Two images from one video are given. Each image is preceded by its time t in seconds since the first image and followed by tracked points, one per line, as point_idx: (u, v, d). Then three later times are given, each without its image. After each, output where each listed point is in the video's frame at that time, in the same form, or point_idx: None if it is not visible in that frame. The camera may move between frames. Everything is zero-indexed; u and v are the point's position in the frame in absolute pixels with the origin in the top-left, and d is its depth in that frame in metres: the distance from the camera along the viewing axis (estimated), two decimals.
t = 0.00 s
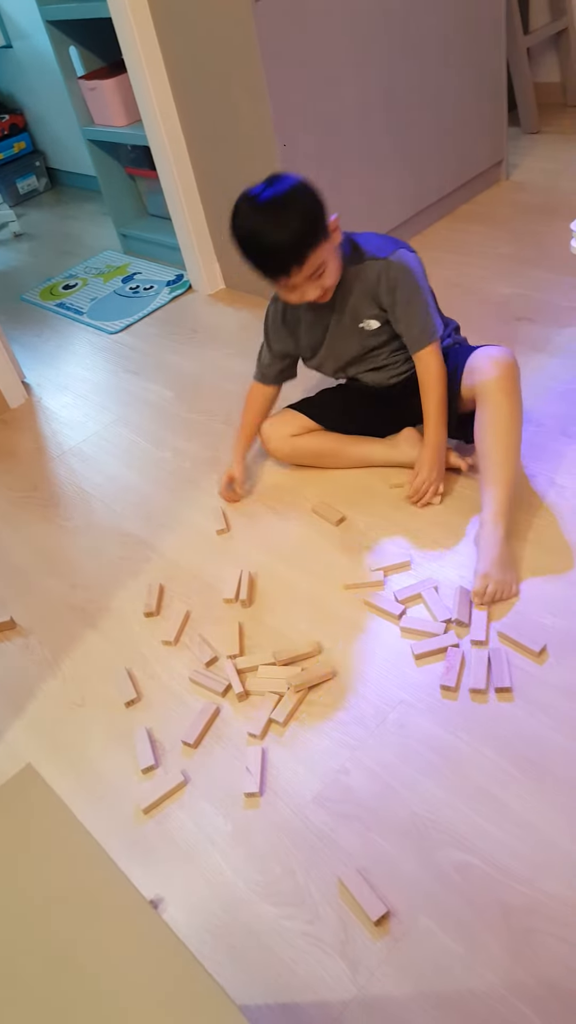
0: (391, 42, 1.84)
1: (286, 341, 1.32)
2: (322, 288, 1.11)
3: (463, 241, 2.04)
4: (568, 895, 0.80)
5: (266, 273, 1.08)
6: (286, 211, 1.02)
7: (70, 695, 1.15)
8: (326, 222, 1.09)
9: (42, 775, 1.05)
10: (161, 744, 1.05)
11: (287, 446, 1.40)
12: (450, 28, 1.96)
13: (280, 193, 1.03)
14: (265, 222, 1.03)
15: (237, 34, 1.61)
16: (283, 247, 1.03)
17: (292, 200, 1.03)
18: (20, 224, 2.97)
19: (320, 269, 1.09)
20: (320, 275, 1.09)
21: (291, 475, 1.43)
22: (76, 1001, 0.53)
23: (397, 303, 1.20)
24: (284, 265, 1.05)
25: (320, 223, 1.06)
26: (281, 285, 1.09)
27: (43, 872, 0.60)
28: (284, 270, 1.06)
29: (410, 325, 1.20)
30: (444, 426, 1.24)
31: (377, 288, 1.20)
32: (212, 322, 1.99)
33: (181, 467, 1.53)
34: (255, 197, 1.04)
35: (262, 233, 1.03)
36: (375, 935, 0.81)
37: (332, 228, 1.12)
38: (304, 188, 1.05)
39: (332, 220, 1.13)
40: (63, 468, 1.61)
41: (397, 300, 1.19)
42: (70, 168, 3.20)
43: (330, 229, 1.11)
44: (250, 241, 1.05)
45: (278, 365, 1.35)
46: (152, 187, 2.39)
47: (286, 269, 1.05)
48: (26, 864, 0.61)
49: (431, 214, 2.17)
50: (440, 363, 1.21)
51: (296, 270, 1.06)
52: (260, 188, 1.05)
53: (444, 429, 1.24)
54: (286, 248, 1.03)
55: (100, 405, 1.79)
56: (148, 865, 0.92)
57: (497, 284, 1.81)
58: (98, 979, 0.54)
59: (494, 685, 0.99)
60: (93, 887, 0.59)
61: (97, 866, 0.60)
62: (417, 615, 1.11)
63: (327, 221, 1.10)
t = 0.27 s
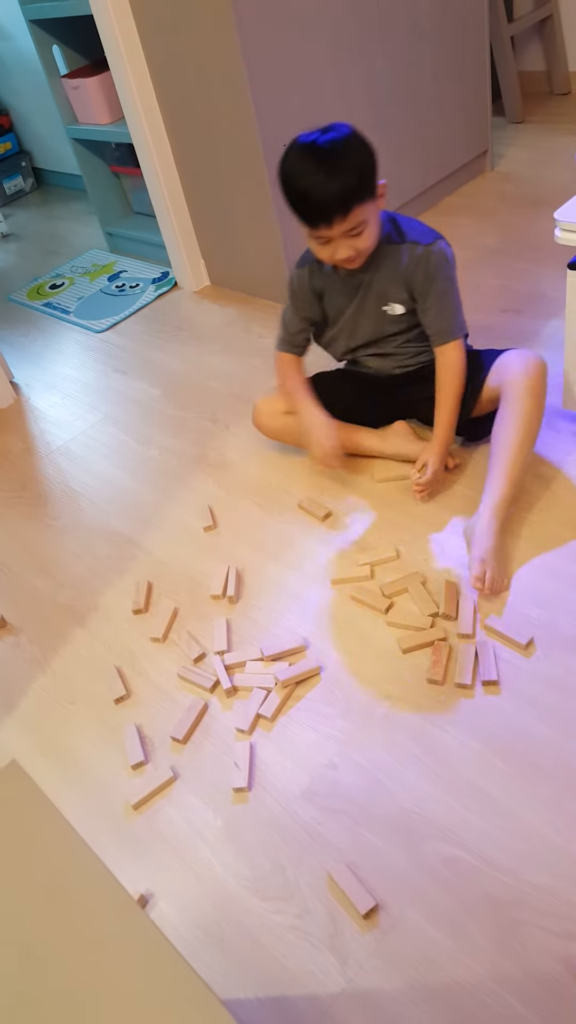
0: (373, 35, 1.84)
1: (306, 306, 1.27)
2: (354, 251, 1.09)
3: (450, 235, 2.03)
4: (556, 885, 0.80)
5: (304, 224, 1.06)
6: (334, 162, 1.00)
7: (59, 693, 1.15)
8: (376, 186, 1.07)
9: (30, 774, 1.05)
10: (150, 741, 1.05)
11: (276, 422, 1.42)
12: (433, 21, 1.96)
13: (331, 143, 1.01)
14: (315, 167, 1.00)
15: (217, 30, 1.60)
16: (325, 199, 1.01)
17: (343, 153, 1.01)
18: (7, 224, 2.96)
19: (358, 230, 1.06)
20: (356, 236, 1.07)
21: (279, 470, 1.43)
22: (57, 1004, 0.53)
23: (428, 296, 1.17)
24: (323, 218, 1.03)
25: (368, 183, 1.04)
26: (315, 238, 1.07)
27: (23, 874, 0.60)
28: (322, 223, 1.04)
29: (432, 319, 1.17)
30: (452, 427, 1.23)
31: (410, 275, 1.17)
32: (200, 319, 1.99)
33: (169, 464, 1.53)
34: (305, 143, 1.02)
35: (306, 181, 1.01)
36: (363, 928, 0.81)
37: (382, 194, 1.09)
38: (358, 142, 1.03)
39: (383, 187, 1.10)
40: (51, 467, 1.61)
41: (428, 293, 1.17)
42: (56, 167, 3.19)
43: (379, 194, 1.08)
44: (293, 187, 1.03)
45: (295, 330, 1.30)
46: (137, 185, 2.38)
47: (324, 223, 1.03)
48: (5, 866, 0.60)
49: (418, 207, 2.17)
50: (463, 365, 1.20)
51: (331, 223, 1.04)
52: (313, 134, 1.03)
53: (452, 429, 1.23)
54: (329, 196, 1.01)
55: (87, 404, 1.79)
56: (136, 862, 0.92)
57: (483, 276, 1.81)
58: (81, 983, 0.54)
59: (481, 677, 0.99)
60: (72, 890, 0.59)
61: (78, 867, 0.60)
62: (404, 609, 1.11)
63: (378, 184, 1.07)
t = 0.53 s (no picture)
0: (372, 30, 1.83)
1: (339, 298, 1.27)
2: (400, 241, 1.08)
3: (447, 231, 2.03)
4: (548, 881, 0.80)
5: (357, 207, 1.06)
6: (395, 149, 1.00)
7: (54, 689, 1.15)
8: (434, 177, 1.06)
9: (25, 768, 1.05)
10: (145, 737, 1.05)
11: (285, 425, 1.39)
12: (431, 17, 1.95)
13: (394, 128, 1.01)
14: (374, 152, 1.00)
15: (215, 24, 1.60)
16: (383, 186, 1.01)
17: (405, 140, 1.01)
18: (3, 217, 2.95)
19: (409, 219, 1.05)
20: (406, 225, 1.06)
21: (276, 466, 1.43)
22: (53, 1002, 0.53)
23: (464, 299, 1.20)
24: (377, 205, 1.03)
25: (428, 173, 1.03)
26: (364, 222, 1.07)
27: (17, 871, 0.60)
28: (375, 209, 1.04)
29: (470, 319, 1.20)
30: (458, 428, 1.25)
31: (450, 278, 1.20)
32: (196, 315, 1.99)
33: (165, 460, 1.53)
34: (367, 125, 1.02)
35: (364, 165, 1.01)
36: (357, 922, 0.81)
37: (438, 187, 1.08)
38: (422, 130, 1.02)
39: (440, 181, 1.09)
40: (47, 462, 1.61)
41: (464, 296, 1.20)
42: (52, 161, 3.18)
43: (436, 186, 1.07)
44: (350, 169, 1.02)
45: (326, 322, 1.29)
46: (135, 179, 2.38)
47: (377, 209, 1.03)
48: (0, 863, 0.61)
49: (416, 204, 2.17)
50: (481, 367, 1.24)
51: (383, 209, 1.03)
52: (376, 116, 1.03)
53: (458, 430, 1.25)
54: (387, 183, 1.01)
55: (83, 399, 1.78)
56: (131, 857, 0.93)
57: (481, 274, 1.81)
58: (77, 981, 0.54)
59: (475, 673, 1.00)
60: (67, 888, 0.59)
61: (72, 865, 0.60)
62: (399, 606, 1.12)
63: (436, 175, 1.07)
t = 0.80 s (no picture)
0: (363, 26, 1.83)
1: (334, 294, 1.25)
2: (408, 245, 1.06)
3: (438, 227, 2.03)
4: (538, 872, 0.81)
5: (374, 206, 1.03)
6: (421, 149, 0.99)
7: (45, 686, 1.15)
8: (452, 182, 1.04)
9: (16, 765, 1.05)
10: (136, 733, 1.05)
11: (274, 428, 1.38)
12: (421, 13, 1.95)
13: (420, 128, 0.99)
14: (395, 153, 0.99)
15: (205, 19, 1.59)
16: (404, 188, 0.99)
17: (431, 141, 0.99)
18: None
19: (421, 224, 1.04)
20: (416, 230, 1.05)
21: (267, 462, 1.43)
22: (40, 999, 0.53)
23: (457, 304, 1.20)
24: (398, 205, 1.01)
25: (447, 177, 1.02)
26: (377, 221, 1.05)
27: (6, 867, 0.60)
28: (394, 209, 1.02)
29: (465, 324, 1.20)
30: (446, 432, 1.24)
31: (446, 281, 1.19)
32: (187, 311, 1.98)
33: (156, 456, 1.52)
34: (392, 124, 1.00)
35: (388, 163, 0.99)
36: (348, 915, 0.82)
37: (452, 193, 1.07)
38: (446, 133, 1.02)
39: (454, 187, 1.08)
40: (37, 459, 1.60)
41: (458, 301, 1.20)
42: (42, 157, 3.16)
43: (450, 192, 1.06)
44: (373, 166, 1.00)
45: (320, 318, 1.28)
46: (125, 175, 2.37)
47: (397, 209, 1.02)
48: None
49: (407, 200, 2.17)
50: (469, 371, 1.23)
51: (399, 211, 1.02)
52: (400, 115, 1.01)
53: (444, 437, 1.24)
54: (407, 184, 0.99)
55: (73, 396, 1.78)
56: (123, 852, 0.93)
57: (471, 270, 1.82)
58: (70, 978, 0.54)
59: (465, 667, 1.00)
60: (63, 888, 0.59)
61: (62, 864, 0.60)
62: (390, 601, 1.12)
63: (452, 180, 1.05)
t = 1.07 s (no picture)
0: (351, 25, 1.83)
1: (329, 302, 1.24)
2: (395, 254, 1.07)
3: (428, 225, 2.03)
4: (531, 869, 0.81)
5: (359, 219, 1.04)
6: (405, 162, 0.99)
7: (37, 688, 1.14)
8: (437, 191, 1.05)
9: (8, 768, 1.05)
10: (129, 734, 1.05)
11: (265, 430, 1.38)
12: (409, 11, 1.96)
13: (404, 140, 0.99)
14: (381, 165, 0.99)
15: (192, 19, 1.59)
16: (390, 201, 0.99)
17: (415, 153, 0.99)
18: None
19: (407, 234, 1.04)
20: (403, 239, 1.05)
21: (259, 462, 1.43)
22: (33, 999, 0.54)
23: (448, 305, 1.20)
24: (383, 218, 1.01)
25: (432, 187, 1.02)
26: (362, 233, 1.05)
27: None
28: (380, 222, 1.02)
29: (456, 324, 1.21)
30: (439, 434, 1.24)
31: (436, 282, 1.19)
32: (178, 311, 1.98)
33: (147, 456, 1.52)
34: (376, 136, 1.00)
35: (373, 177, 0.99)
36: (342, 914, 0.82)
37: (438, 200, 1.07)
38: (429, 143, 1.02)
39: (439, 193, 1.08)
40: (29, 460, 1.60)
41: (449, 301, 1.20)
42: (31, 157, 3.15)
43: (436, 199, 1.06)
44: (358, 179, 1.00)
45: (316, 327, 1.27)
46: (115, 175, 2.36)
47: (382, 222, 1.02)
48: None
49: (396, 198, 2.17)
50: (459, 371, 1.23)
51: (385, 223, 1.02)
52: (383, 126, 1.01)
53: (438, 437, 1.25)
54: (393, 198, 0.99)
55: (64, 396, 1.77)
56: (116, 854, 0.92)
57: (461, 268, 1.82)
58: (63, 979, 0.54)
59: (457, 664, 1.00)
60: (56, 891, 0.59)
61: (53, 865, 0.60)
62: (382, 600, 1.12)
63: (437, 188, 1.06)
